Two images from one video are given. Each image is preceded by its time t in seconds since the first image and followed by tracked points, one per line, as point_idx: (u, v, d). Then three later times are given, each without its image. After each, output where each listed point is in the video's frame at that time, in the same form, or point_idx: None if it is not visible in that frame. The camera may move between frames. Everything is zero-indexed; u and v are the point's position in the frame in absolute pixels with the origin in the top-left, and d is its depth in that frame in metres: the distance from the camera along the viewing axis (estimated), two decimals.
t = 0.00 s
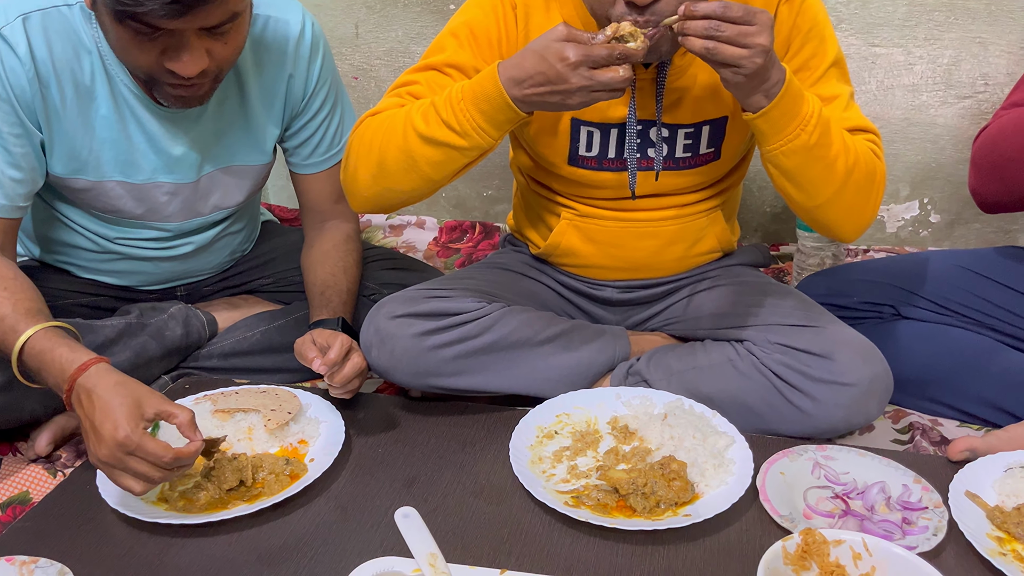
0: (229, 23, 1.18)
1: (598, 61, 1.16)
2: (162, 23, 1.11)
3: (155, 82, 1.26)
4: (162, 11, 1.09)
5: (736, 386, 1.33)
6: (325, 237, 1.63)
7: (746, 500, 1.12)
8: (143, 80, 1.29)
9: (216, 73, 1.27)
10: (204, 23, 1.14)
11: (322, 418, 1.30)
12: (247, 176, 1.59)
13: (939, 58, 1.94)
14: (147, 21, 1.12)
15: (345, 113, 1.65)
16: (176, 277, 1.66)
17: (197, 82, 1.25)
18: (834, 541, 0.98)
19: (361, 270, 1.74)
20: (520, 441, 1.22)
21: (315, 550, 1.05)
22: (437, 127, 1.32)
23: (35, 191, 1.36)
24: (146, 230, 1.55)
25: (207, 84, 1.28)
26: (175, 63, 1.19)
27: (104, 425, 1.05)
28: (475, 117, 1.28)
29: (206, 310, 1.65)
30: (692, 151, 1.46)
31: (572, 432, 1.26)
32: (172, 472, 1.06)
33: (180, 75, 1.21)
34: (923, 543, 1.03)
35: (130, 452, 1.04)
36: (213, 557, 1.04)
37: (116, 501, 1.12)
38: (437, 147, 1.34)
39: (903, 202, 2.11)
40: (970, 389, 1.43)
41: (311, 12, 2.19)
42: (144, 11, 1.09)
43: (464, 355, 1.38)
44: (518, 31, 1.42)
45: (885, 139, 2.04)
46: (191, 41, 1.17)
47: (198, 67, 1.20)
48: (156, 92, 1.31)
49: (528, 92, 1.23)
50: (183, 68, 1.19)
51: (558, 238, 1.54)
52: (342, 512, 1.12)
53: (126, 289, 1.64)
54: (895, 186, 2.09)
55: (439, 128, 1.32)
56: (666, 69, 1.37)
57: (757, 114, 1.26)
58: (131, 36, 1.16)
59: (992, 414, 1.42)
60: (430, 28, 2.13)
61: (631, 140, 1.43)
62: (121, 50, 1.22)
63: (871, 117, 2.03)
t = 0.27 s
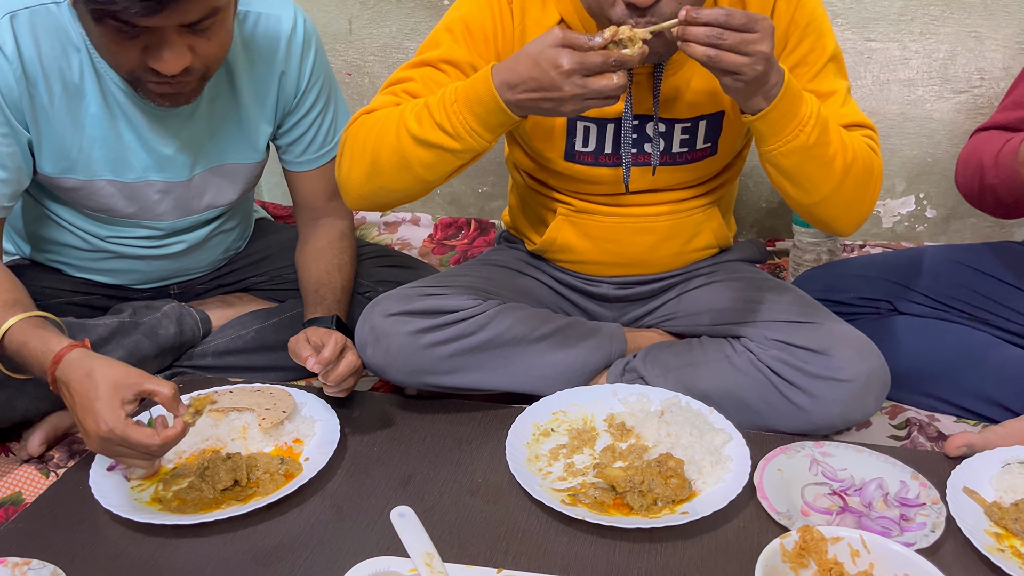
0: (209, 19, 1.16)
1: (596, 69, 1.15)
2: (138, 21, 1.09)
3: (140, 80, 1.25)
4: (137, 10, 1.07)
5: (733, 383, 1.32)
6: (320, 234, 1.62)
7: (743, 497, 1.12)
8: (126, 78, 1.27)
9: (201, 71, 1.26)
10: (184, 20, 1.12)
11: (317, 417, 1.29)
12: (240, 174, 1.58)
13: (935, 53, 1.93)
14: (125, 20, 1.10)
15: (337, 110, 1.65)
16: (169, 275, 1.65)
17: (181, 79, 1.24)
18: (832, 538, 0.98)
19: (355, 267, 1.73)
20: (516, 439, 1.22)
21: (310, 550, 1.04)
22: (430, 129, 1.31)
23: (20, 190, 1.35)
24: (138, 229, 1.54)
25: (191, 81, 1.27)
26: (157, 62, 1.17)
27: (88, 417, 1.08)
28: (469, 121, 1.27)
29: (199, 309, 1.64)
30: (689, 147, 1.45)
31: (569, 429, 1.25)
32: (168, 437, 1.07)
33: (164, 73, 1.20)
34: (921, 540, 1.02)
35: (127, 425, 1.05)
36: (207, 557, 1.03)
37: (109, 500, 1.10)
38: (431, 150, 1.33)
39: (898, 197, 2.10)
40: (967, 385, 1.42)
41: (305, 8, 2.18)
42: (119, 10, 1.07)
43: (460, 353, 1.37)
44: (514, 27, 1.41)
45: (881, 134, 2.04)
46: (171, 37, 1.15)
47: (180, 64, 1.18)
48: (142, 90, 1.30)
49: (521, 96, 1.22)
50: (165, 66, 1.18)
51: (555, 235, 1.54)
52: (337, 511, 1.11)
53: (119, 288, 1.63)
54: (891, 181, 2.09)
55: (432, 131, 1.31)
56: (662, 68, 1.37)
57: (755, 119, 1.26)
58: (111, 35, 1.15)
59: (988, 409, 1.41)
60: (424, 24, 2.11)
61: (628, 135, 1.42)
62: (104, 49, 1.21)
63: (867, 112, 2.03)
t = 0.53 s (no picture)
0: (181, 17, 1.15)
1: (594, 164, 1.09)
2: (106, 23, 1.07)
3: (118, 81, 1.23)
4: (103, 12, 1.04)
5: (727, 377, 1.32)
6: (311, 230, 1.61)
7: (737, 492, 1.12)
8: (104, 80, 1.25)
9: (177, 71, 1.24)
10: (154, 19, 1.10)
11: (309, 413, 1.28)
12: (229, 173, 1.56)
13: (928, 45, 1.93)
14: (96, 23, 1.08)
15: (327, 108, 1.62)
16: (158, 273, 1.63)
17: (159, 80, 1.22)
18: (827, 532, 0.97)
19: (347, 262, 1.72)
20: (509, 434, 1.21)
21: (302, 547, 1.03)
22: (422, 177, 1.32)
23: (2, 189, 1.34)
24: (125, 226, 1.53)
25: (168, 82, 1.25)
26: (130, 63, 1.15)
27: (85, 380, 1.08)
28: (455, 179, 1.28)
29: (190, 304, 1.62)
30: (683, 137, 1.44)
31: (562, 425, 1.25)
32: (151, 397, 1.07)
33: (138, 75, 1.18)
34: (915, 533, 1.02)
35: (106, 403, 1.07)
36: (198, 556, 1.02)
37: (97, 498, 1.09)
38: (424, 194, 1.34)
39: (892, 190, 2.10)
40: (960, 378, 1.42)
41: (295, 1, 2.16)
42: (84, 13, 1.05)
43: (452, 348, 1.36)
44: (506, 21, 1.39)
45: (874, 127, 2.04)
46: (143, 37, 1.13)
47: (154, 65, 1.17)
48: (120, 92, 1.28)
49: (503, 173, 1.20)
50: (138, 67, 1.16)
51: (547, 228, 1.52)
52: (330, 508, 1.10)
53: (108, 285, 1.61)
54: (884, 174, 2.08)
55: (423, 179, 1.32)
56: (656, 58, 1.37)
57: (768, 161, 1.26)
58: (83, 35, 1.12)
59: (980, 401, 1.41)
60: (416, 17, 2.10)
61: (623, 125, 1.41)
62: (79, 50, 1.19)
63: (860, 105, 2.02)
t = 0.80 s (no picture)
0: (160, 18, 1.13)
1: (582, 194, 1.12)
2: (82, 26, 1.05)
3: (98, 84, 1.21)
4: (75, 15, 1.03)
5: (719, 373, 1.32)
6: (302, 226, 1.60)
7: (730, 487, 1.11)
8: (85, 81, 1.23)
9: (158, 72, 1.23)
10: (129, 22, 1.09)
11: (299, 411, 1.27)
12: (218, 170, 1.55)
13: (920, 39, 1.93)
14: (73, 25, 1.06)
15: (317, 102, 1.62)
16: (146, 271, 1.62)
17: (138, 82, 1.21)
18: (820, 528, 0.97)
19: (338, 258, 1.71)
20: (501, 430, 1.20)
21: (292, 545, 1.03)
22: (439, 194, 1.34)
23: None
24: (113, 223, 1.52)
25: (150, 83, 1.24)
26: (107, 67, 1.13)
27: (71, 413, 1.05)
28: (473, 203, 1.32)
29: (180, 301, 1.61)
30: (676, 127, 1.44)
31: (554, 421, 1.24)
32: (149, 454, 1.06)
33: (116, 78, 1.16)
34: (908, 528, 1.02)
35: (104, 439, 1.04)
36: (187, 554, 1.01)
37: (84, 496, 1.08)
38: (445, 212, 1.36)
39: (884, 184, 2.10)
40: (953, 372, 1.42)
41: None
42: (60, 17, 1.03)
43: (443, 344, 1.35)
44: (498, 15, 1.38)
45: (867, 121, 2.03)
46: (120, 41, 1.11)
47: (133, 68, 1.15)
48: (100, 94, 1.26)
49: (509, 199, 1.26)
50: (115, 70, 1.14)
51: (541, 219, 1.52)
52: (320, 505, 1.09)
53: (96, 283, 1.60)
54: (876, 168, 2.08)
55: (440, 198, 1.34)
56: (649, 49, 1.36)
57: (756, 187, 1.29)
58: (59, 38, 1.10)
59: (973, 396, 1.41)
60: (407, 11, 2.09)
61: (616, 114, 1.41)
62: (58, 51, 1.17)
63: (853, 99, 2.02)
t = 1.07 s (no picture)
0: (159, 22, 1.13)
1: (582, 173, 1.13)
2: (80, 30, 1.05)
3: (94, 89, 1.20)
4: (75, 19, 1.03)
5: (713, 376, 1.31)
6: (295, 230, 1.59)
7: (724, 491, 1.11)
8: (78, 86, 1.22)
9: (156, 74, 1.22)
10: (129, 24, 1.08)
11: (291, 415, 1.26)
12: (212, 174, 1.54)
13: (914, 42, 1.93)
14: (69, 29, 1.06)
15: (311, 107, 1.62)
16: (139, 276, 1.61)
17: (136, 87, 1.20)
18: (813, 532, 0.97)
19: (331, 262, 1.70)
20: (495, 435, 1.20)
21: (284, 551, 1.02)
22: (444, 193, 1.34)
23: None
24: (106, 229, 1.51)
25: (148, 87, 1.23)
26: (105, 70, 1.12)
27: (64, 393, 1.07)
28: (478, 201, 1.31)
29: (172, 305, 1.61)
30: (670, 131, 1.44)
31: (548, 425, 1.24)
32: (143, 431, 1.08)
33: (114, 82, 1.15)
34: (902, 532, 1.02)
35: (97, 416, 1.06)
36: (179, 561, 1.00)
37: (76, 502, 1.07)
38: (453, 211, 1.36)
39: (878, 187, 2.10)
40: (947, 375, 1.42)
41: None
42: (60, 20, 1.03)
43: (437, 347, 1.35)
44: (493, 20, 1.37)
45: (860, 124, 2.04)
46: (118, 44, 1.10)
47: (131, 72, 1.14)
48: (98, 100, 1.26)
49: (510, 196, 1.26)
50: (114, 74, 1.13)
51: (534, 220, 1.51)
52: (313, 511, 1.09)
53: (88, 287, 1.59)
54: (870, 171, 2.08)
55: (446, 197, 1.34)
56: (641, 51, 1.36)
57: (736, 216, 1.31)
58: (58, 43, 1.10)
59: (969, 400, 1.40)
60: (400, 14, 2.08)
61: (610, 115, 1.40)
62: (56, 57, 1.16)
63: (846, 102, 2.02)
